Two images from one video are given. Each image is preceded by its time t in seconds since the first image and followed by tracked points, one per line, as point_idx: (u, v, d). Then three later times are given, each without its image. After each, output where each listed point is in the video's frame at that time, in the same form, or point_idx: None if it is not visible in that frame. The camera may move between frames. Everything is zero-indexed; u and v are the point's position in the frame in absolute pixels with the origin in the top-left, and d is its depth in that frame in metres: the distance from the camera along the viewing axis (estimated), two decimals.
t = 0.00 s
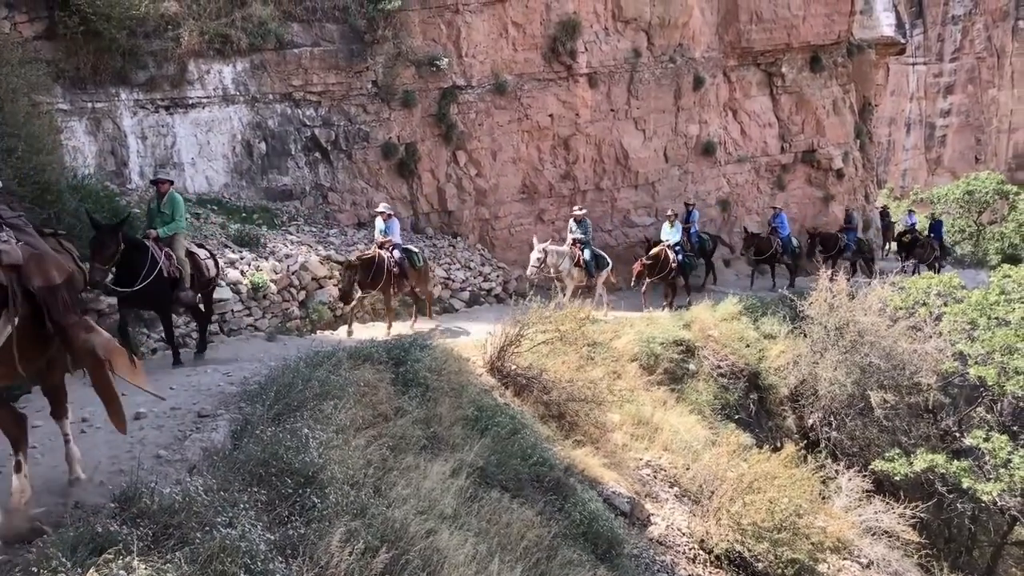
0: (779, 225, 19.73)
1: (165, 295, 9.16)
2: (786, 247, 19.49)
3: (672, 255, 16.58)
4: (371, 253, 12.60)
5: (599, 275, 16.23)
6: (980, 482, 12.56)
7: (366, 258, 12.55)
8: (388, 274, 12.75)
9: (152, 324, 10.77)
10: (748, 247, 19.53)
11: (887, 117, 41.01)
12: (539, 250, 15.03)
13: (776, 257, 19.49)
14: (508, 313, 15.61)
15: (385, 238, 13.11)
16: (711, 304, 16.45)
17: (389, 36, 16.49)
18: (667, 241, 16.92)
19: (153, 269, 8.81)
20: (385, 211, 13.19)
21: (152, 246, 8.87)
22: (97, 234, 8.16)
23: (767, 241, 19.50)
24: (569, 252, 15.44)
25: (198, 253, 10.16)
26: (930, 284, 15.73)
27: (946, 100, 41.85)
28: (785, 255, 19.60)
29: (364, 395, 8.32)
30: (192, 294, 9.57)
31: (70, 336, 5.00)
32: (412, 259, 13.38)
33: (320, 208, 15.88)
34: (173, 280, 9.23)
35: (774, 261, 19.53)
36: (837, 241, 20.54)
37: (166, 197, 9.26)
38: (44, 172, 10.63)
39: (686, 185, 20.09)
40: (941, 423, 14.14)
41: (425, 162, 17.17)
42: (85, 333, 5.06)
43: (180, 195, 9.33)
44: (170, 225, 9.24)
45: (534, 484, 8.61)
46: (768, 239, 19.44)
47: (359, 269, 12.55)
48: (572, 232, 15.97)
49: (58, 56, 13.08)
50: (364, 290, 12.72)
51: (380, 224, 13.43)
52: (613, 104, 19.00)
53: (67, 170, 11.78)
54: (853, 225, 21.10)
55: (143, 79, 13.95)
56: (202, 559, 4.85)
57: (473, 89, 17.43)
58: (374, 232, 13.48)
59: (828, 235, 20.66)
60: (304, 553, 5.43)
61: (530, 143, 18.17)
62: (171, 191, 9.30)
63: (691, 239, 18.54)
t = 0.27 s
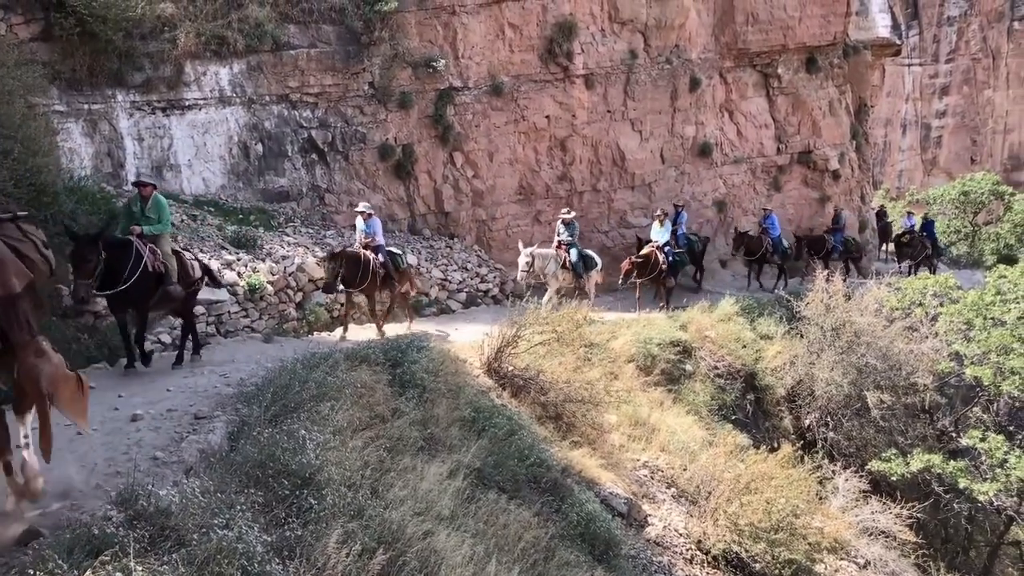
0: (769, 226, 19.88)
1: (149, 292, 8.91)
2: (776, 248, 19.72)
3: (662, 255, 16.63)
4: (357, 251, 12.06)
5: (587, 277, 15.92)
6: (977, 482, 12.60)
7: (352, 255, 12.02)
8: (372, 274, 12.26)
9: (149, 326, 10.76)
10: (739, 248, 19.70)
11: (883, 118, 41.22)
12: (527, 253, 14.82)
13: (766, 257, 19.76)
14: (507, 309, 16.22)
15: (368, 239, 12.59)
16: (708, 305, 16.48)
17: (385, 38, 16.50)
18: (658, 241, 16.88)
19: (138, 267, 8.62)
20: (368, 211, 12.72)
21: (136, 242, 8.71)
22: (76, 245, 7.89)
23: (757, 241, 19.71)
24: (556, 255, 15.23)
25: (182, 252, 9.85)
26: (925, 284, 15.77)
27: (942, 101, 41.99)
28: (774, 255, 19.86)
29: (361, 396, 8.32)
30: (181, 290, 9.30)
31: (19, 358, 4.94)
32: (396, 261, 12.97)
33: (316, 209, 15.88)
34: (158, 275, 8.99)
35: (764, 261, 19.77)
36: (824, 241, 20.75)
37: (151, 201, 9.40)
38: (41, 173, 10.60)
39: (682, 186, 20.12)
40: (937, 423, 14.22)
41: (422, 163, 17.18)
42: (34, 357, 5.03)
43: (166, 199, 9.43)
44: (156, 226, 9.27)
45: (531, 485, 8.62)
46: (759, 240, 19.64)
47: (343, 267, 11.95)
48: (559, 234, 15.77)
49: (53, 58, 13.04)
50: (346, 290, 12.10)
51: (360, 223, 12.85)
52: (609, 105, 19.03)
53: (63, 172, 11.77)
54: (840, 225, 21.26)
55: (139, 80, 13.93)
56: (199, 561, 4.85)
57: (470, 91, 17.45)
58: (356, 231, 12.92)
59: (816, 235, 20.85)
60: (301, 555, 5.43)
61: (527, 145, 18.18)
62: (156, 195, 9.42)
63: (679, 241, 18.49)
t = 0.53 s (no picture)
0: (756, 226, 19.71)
1: (131, 297, 8.71)
2: (764, 249, 19.54)
3: (649, 256, 16.56)
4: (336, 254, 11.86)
5: (574, 277, 15.98)
6: (970, 482, 12.64)
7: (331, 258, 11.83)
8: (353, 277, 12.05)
9: (143, 328, 10.74)
10: (727, 250, 19.55)
11: (876, 120, 41.13)
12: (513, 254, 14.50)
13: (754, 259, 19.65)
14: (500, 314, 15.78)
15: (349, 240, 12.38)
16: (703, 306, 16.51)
17: (380, 39, 16.49)
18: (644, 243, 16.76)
19: (121, 274, 8.43)
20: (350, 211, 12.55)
21: (117, 246, 8.48)
22: (66, 255, 8.14)
23: (745, 242, 19.60)
24: (543, 255, 15.08)
25: (166, 253, 9.62)
26: (919, 285, 15.81)
27: (935, 103, 42.08)
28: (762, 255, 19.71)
29: (355, 398, 8.31)
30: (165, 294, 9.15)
31: None
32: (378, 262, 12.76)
33: (311, 211, 15.85)
34: (141, 281, 8.84)
35: (752, 262, 19.65)
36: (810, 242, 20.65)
37: (130, 199, 8.86)
38: (34, 175, 10.58)
39: (677, 188, 20.16)
40: (932, 424, 14.18)
41: (417, 165, 17.17)
42: None
43: (147, 199, 8.90)
44: (135, 228, 8.79)
45: (526, 486, 8.61)
46: (746, 241, 19.55)
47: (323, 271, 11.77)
48: (544, 234, 15.69)
49: (47, 60, 13.00)
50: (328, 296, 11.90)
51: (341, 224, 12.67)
52: (604, 107, 19.05)
53: (56, 174, 11.74)
54: (825, 226, 21.21)
55: (133, 82, 13.89)
56: (193, 564, 4.84)
57: (464, 92, 17.45)
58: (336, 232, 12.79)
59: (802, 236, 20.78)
60: (295, 557, 5.42)
61: (521, 146, 18.19)
62: (137, 194, 8.88)
63: (666, 243, 18.35)
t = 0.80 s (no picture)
0: (742, 227, 19.51)
1: (121, 300, 8.65)
2: (750, 250, 19.37)
3: (635, 258, 16.24)
4: (316, 253, 11.46)
5: (558, 280, 15.78)
6: (961, 482, 12.73)
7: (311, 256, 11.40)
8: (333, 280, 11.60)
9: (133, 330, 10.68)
10: (713, 251, 19.25)
11: (867, 120, 41.67)
12: (495, 260, 14.18)
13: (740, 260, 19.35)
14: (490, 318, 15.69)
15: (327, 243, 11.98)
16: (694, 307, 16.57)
17: (371, 40, 16.48)
18: (631, 245, 16.49)
19: (110, 278, 8.37)
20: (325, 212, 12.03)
21: (104, 248, 8.38)
22: (62, 247, 7.88)
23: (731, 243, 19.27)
24: (526, 258, 14.75)
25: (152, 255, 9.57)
26: (910, 285, 15.94)
27: (925, 104, 42.18)
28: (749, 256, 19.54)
29: (347, 400, 8.30)
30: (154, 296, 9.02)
31: None
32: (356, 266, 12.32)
33: (302, 212, 15.82)
34: (129, 283, 8.72)
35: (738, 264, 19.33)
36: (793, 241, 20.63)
37: (107, 199, 8.66)
38: (23, 177, 10.49)
39: (668, 189, 20.23)
40: (923, 424, 14.32)
41: (409, 166, 17.16)
42: None
43: (125, 196, 8.75)
44: (119, 226, 8.66)
45: (519, 487, 8.62)
46: (732, 242, 19.19)
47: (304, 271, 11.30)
48: (527, 237, 15.39)
49: (36, 61, 12.94)
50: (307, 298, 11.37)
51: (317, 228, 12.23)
52: (596, 108, 19.09)
53: (46, 176, 11.69)
54: (807, 225, 21.18)
55: (123, 83, 13.84)
56: (184, 567, 4.84)
57: (456, 93, 17.46)
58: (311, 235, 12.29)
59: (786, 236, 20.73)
60: (288, 559, 5.41)
61: (513, 147, 18.20)
62: (113, 192, 8.70)
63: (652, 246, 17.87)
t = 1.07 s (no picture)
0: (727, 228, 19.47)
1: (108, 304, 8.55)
2: (734, 251, 19.39)
3: (618, 258, 16.12)
4: (292, 255, 11.52)
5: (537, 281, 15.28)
6: (948, 479, 12.84)
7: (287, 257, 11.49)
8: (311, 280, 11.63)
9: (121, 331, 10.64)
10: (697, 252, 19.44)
11: (855, 120, 41.99)
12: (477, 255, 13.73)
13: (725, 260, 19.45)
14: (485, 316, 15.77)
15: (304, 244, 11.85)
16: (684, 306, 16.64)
17: (360, 40, 16.45)
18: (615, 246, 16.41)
19: (96, 284, 8.23)
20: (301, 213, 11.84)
21: (89, 252, 8.21)
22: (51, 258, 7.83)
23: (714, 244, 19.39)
24: (506, 260, 14.27)
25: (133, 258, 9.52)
26: (898, 284, 16.10)
27: (913, 104, 42.72)
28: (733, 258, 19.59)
29: (337, 400, 8.29)
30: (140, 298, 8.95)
31: None
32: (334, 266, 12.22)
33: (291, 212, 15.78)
34: (115, 286, 8.59)
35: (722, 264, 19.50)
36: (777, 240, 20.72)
37: (84, 204, 8.41)
38: (8, 177, 10.42)
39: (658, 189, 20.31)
40: (910, 422, 14.39)
41: (398, 166, 17.16)
42: None
43: (105, 200, 8.56)
44: (101, 232, 8.42)
45: (509, 487, 8.64)
46: (715, 242, 19.33)
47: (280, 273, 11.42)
48: (506, 238, 14.81)
49: (23, 60, 12.86)
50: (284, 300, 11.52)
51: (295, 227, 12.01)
52: (585, 108, 19.14)
53: (33, 176, 11.62)
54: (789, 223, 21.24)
55: (110, 82, 13.76)
56: (173, 567, 4.84)
57: (446, 93, 17.45)
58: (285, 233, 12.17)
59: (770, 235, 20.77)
60: (277, 560, 5.41)
61: (502, 147, 18.22)
62: (90, 197, 8.46)
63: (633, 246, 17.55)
